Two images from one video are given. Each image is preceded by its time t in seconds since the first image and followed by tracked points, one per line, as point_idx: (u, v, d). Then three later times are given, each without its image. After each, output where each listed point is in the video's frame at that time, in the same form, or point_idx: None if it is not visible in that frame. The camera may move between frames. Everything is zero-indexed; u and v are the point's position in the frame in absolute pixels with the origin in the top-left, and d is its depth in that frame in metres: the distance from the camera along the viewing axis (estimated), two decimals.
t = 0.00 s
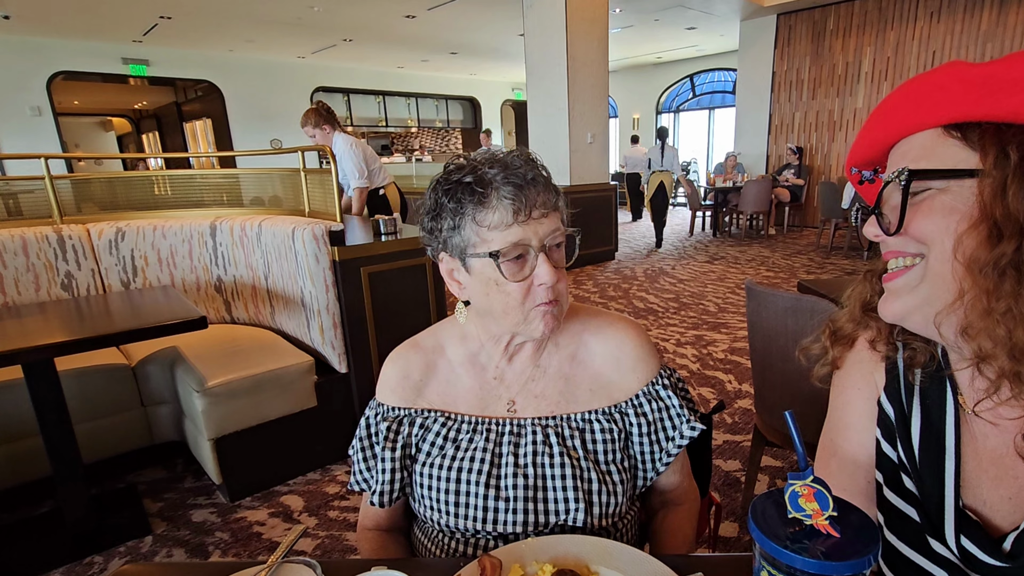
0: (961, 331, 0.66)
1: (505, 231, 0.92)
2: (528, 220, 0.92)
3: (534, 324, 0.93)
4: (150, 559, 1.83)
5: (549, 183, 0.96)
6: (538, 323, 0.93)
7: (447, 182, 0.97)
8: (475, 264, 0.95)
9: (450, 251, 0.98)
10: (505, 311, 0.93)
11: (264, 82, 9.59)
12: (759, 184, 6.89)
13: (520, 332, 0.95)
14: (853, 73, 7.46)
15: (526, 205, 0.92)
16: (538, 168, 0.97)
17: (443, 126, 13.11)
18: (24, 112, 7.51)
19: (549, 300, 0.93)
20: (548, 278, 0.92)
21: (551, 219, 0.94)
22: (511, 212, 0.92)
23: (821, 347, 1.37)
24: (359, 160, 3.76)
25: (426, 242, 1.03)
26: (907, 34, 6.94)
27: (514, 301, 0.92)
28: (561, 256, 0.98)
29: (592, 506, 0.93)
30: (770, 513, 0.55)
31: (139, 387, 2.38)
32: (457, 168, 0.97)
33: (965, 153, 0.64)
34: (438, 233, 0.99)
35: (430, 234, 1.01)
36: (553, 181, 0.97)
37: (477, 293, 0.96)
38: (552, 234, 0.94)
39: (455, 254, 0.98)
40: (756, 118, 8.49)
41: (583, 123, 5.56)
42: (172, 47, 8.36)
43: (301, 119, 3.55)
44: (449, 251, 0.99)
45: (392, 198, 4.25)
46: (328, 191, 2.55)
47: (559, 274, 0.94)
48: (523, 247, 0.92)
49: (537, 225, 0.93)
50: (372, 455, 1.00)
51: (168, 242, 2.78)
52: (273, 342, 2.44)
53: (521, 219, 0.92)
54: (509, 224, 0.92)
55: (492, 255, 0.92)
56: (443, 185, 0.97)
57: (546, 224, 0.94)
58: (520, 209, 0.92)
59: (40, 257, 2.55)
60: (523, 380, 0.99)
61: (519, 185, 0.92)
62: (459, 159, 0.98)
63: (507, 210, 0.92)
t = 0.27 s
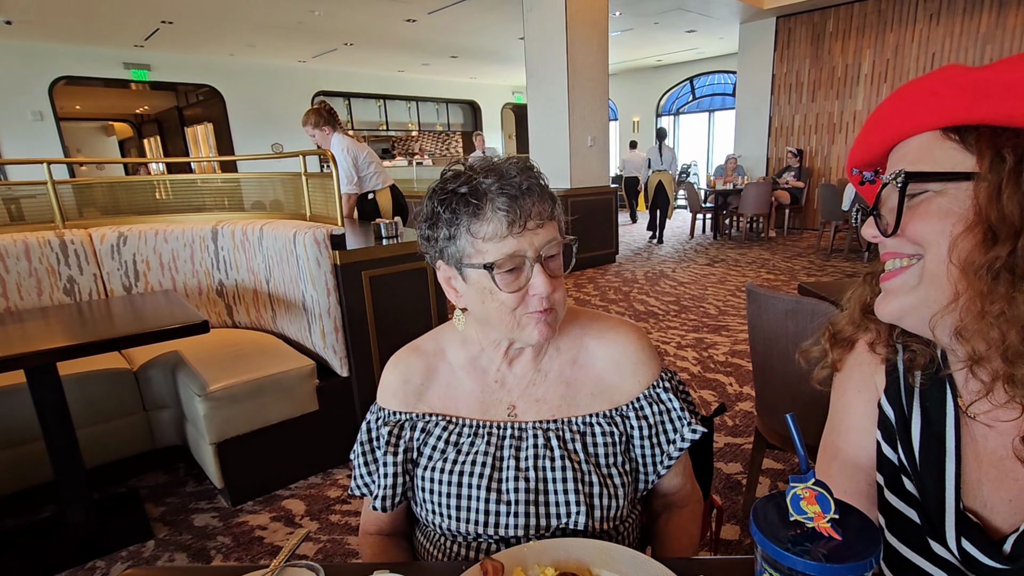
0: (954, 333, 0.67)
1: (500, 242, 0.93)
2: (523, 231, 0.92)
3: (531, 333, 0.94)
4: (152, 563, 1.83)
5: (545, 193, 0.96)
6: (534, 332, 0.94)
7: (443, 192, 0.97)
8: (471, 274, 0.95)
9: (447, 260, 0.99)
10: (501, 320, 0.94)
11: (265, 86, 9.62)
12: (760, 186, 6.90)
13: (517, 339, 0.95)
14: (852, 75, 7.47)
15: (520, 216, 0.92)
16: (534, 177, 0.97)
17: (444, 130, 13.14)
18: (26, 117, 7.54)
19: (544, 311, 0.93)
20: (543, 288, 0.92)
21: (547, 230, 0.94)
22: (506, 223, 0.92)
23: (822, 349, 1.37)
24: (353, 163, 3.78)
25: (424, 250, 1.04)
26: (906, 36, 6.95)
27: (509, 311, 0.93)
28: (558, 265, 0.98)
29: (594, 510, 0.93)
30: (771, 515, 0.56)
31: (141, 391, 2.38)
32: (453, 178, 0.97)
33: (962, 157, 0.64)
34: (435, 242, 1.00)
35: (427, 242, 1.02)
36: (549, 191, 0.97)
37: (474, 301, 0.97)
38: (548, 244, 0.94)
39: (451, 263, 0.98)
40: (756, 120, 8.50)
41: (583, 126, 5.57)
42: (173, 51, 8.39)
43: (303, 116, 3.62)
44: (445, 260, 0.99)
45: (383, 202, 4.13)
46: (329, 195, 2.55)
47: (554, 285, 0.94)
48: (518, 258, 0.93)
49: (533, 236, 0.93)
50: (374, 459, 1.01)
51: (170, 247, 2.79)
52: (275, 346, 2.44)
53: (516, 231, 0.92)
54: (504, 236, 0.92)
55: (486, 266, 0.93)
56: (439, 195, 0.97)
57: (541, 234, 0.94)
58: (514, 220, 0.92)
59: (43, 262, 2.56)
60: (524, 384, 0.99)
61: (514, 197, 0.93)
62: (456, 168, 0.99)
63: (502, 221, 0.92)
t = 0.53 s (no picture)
0: (967, 337, 0.66)
1: (494, 244, 0.92)
2: (517, 234, 0.92)
3: (526, 336, 0.93)
4: (152, 568, 1.82)
5: (542, 194, 0.95)
6: (529, 335, 0.93)
7: (439, 193, 0.97)
8: (466, 276, 0.95)
9: (443, 262, 0.99)
10: (496, 322, 0.94)
11: (264, 90, 9.64)
12: (759, 188, 6.90)
13: (514, 342, 0.95)
14: (851, 77, 7.49)
15: (514, 219, 0.91)
16: (530, 179, 0.97)
17: (443, 133, 13.16)
18: (27, 122, 7.55)
19: (539, 313, 0.93)
20: (537, 291, 0.92)
21: (542, 231, 0.93)
22: (499, 226, 0.92)
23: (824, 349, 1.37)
24: (358, 162, 3.82)
25: (422, 252, 1.04)
26: (905, 37, 6.96)
27: (504, 313, 0.93)
28: (555, 268, 0.97)
29: (596, 512, 0.93)
30: (775, 517, 0.55)
31: (140, 395, 2.38)
32: (451, 179, 0.97)
33: (964, 158, 0.64)
34: (431, 244, 1.00)
35: (424, 244, 1.02)
36: (545, 192, 0.96)
37: (470, 303, 0.97)
38: (544, 246, 0.93)
39: (447, 265, 0.98)
40: (755, 122, 8.51)
41: (582, 128, 5.57)
42: (173, 56, 8.40)
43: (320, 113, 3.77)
44: (442, 262, 0.99)
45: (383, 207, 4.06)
46: (329, 198, 2.55)
47: (549, 288, 0.93)
48: (511, 260, 0.92)
49: (527, 238, 0.92)
50: (374, 463, 1.00)
51: (169, 250, 2.79)
52: (275, 349, 2.44)
53: (510, 233, 0.91)
54: (497, 238, 0.92)
55: (480, 268, 0.93)
56: (435, 197, 0.97)
57: (537, 236, 0.92)
58: (508, 223, 0.91)
59: (42, 266, 2.56)
60: (524, 387, 0.99)
61: (508, 199, 0.92)
62: (453, 171, 0.99)
63: (495, 223, 0.92)
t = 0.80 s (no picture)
0: (962, 340, 0.66)
1: (489, 255, 0.93)
2: (512, 245, 0.92)
3: (521, 348, 0.94)
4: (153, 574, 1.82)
5: (539, 205, 0.95)
6: (524, 347, 0.94)
7: (438, 202, 0.98)
8: (462, 286, 0.96)
9: (441, 271, 1.00)
10: (491, 333, 0.95)
11: (264, 95, 9.65)
12: (759, 191, 6.91)
13: (510, 353, 0.95)
14: (850, 80, 7.50)
15: (510, 230, 0.92)
16: (529, 188, 0.97)
17: (443, 136, 13.17)
18: (27, 127, 7.56)
19: (535, 325, 0.93)
20: (532, 303, 0.92)
21: (538, 243, 0.93)
22: (494, 236, 0.92)
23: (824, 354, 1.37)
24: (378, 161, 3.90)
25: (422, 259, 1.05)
26: (904, 40, 6.97)
27: (499, 324, 0.93)
28: (553, 278, 0.97)
29: (596, 522, 0.93)
30: (776, 524, 0.55)
31: (141, 401, 2.38)
32: (450, 189, 0.98)
33: (978, 159, 0.64)
34: (430, 252, 1.00)
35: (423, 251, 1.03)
36: (543, 203, 0.96)
37: (468, 312, 0.98)
38: (540, 257, 0.93)
39: (445, 274, 0.99)
40: (755, 124, 8.52)
41: (582, 132, 5.58)
42: (173, 61, 8.42)
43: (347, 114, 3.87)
44: (440, 270, 1.00)
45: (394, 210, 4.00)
46: (329, 203, 2.55)
47: (544, 299, 0.94)
48: (507, 271, 0.92)
49: (523, 249, 0.92)
50: (375, 471, 1.01)
51: (170, 256, 2.79)
52: (276, 354, 2.44)
53: (505, 244, 0.92)
54: (492, 249, 0.92)
55: (475, 279, 0.93)
56: (434, 205, 0.98)
57: (533, 247, 0.93)
58: (503, 234, 0.92)
59: (43, 272, 2.56)
60: (524, 395, 0.99)
61: (504, 210, 0.92)
62: (453, 180, 0.99)
63: (490, 234, 0.92)
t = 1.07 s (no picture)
0: (970, 344, 0.67)
1: (486, 263, 0.92)
2: (509, 254, 0.92)
3: (518, 356, 0.94)
4: None
5: (538, 214, 0.94)
6: (521, 355, 0.94)
7: (439, 208, 0.98)
8: (460, 292, 0.96)
9: (441, 276, 1.00)
10: (488, 341, 0.95)
11: (264, 98, 9.67)
12: (759, 192, 6.91)
13: (508, 360, 0.95)
14: (849, 81, 7.51)
15: (506, 239, 0.91)
16: (528, 196, 0.96)
17: (443, 139, 13.18)
18: (28, 132, 7.58)
19: (531, 334, 0.93)
20: (527, 313, 0.92)
21: (536, 252, 0.92)
22: (491, 245, 0.92)
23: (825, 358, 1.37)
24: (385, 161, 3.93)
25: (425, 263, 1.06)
26: (903, 41, 6.98)
27: (494, 332, 0.93)
28: (553, 287, 0.96)
29: (598, 529, 0.92)
30: (779, 531, 0.55)
31: (141, 406, 2.38)
32: (451, 195, 0.98)
33: (999, 158, 0.64)
34: (431, 257, 1.01)
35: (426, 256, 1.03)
36: (542, 211, 0.95)
37: (467, 319, 0.98)
38: (537, 267, 0.92)
39: (445, 279, 0.99)
40: (754, 126, 8.52)
41: (582, 134, 5.58)
42: (173, 65, 8.44)
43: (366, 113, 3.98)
44: (440, 275, 1.01)
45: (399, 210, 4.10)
46: (329, 208, 2.55)
47: (541, 308, 0.93)
48: (503, 280, 0.92)
49: (520, 258, 0.92)
50: (375, 477, 1.00)
51: (170, 261, 2.79)
52: (276, 359, 2.44)
53: (501, 253, 0.91)
54: (489, 257, 0.92)
55: (472, 286, 0.93)
56: (435, 211, 0.98)
57: (530, 257, 0.92)
58: (500, 243, 0.91)
59: (44, 278, 2.57)
60: (525, 401, 0.99)
61: (502, 218, 0.92)
62: (456, 186, 0.99)
63: (487, 243, 0.92)
